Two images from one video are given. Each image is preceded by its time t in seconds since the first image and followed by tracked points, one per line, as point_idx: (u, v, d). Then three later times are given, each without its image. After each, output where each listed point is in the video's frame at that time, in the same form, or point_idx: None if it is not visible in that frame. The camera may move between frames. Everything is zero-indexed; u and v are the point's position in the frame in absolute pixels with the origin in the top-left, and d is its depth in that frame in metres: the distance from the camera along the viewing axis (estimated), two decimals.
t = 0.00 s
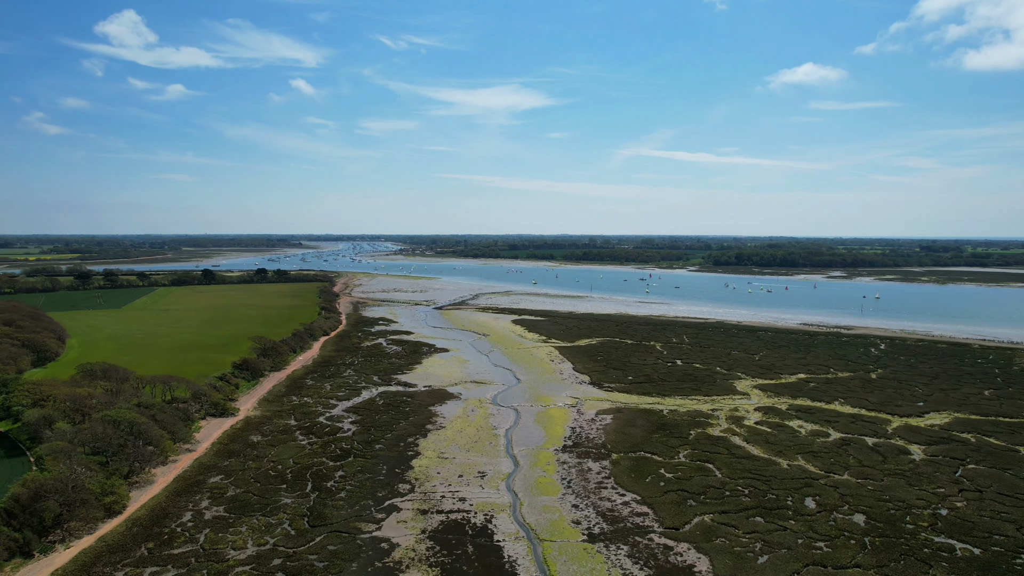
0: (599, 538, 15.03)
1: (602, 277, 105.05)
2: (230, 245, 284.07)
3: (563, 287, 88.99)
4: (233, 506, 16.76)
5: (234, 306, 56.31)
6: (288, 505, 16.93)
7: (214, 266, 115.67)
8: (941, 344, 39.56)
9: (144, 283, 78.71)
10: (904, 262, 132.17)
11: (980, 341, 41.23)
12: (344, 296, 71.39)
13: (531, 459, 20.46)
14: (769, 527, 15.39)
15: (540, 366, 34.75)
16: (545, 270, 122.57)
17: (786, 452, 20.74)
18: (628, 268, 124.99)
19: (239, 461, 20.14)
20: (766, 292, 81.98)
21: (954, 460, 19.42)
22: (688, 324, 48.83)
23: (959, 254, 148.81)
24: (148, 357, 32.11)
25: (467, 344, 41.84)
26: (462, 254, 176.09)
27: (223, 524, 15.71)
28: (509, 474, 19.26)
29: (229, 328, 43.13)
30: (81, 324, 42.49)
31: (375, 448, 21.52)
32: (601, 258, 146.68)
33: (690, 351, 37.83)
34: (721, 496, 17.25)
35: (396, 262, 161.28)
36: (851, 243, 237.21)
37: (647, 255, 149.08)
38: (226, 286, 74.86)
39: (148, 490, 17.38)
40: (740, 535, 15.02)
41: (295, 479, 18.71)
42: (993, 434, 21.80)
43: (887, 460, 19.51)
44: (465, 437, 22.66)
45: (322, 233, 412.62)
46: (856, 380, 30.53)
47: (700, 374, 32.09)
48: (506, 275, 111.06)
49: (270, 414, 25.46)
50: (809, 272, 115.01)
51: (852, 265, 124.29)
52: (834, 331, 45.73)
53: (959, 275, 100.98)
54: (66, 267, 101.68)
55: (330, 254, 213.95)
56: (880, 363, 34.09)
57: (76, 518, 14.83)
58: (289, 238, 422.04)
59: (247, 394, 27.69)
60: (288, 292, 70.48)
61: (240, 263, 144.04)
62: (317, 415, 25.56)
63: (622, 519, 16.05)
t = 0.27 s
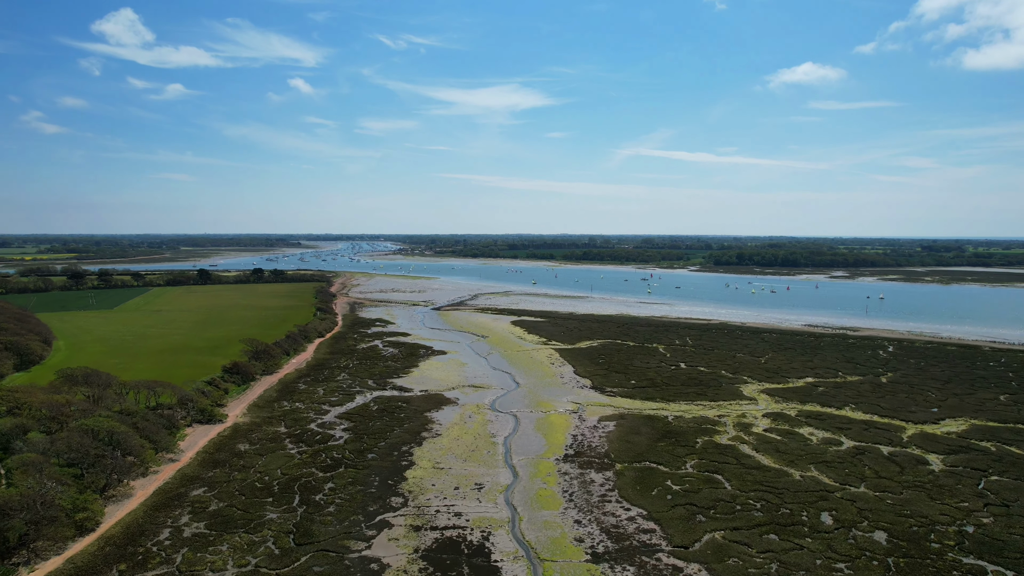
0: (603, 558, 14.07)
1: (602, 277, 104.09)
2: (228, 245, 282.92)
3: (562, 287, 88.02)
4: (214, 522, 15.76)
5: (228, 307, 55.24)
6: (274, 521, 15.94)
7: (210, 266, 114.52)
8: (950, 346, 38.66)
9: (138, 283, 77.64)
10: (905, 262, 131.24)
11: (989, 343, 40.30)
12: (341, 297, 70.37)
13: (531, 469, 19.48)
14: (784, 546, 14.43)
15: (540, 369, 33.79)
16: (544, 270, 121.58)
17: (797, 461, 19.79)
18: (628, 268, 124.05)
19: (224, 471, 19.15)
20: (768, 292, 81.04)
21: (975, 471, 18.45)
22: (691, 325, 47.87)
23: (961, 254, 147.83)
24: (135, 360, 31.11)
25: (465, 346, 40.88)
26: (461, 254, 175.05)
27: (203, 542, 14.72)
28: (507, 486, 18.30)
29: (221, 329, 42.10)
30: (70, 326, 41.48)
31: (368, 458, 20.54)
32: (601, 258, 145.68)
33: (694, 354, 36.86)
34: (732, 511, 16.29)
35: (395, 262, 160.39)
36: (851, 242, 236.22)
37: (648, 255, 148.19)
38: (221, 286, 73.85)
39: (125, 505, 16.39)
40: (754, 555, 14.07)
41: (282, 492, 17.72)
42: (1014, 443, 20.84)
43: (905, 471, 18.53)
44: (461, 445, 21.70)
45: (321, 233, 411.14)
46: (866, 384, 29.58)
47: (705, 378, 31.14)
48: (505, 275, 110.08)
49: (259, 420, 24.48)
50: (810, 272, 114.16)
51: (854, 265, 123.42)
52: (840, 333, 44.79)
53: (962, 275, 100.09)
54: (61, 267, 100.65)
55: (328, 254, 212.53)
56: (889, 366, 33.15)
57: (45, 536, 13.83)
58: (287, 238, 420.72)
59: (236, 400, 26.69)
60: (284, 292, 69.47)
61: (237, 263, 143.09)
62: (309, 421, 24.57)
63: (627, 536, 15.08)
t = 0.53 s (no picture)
0: None
1: (602, 277, 103.17)
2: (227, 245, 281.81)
3: (563, 287, 87.11)
4: (194, 540, 14.80)
5: (222, 308, 54.28)
6: (257, 539, 14.98)
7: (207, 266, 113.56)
8: (960, 349, 37.75)
9: (133, 283, 76.66)
10: (908, 262, 130.37)
11: (999, 345, 39.41)
12: (338, 297, 69.44)
13: (531, 481, 18.56)
14: (802, 567, 13.49)
15: (539, 373, 32.89)
16: (544, 270, 120.63)
17: (810, 471, 18.86)
18: (629, 268, 123.19)
19: (207, 483, 18.17)
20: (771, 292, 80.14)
21: (999, 483, 17.49)
22: (694, 327, 46.95)
23: (964, 254, 146.87)
24: (123, 364, 30.16)
25: (463, 349, 39.95)
26: (461, 254, 174.14)
27: (180, 563, 13.75)
28: (506, 498, 17.37)
29: (214, 331, 41.15)
30: (59, 328, 40.52)
31: (359, 469, 19.57)
32: (601, 258, 144.78)
33: (698, 357, 35.91)
34: (744, 527, 15.35)
35: (394, 262, 159.44)
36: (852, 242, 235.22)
37: (648, 255, 147.30)
38: (217, 287, 72.89)
39: (98, 521, 15.42)
40: None
41: (267, 506, 16.74)
42: None
43: (925, 484, 17.56)
44: (458, 455, 20.78)
45: (320, 233, 410.01)
46: (876, 389, 28.66)
47: (710, 382, 30.23)
48: (505, 275, 109.14)
49: (248, 427, 23.54)
50: (812, 273, 113.31)
51: (856, 265, 122.59)
52: (846, 335, 43.84)
53: (966, 276, 99.20)
54: (56, 267, 99.67)
55: (327, 254, 211.55)
56: (899, 370, 32.24)
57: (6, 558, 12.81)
58: (286, 238, 419.65)
59: (224, 405, 25.71)
60: (281, 292, 68.48)
61: (235, 262, 142.15)
62: (300, 428, 23.64)
63: (633, 555, 14.15)
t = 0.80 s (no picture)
0: None
1: (602, 277, 102.21)
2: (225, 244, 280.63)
3: (563, 287, 86.18)
4: (170, 560, 13.80)
5: (216, 308, 53.24)
6: (238, 559, 13.98)
7: (203, 266, 112.45)
8: (971, 351, 36.81)
9: (127, 283, 75.63)
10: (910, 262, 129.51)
11: (1010, 347, 38.49)
12: (335, 298, 68.48)
13: (531, 493, 17.60)
14: None
15: (540, 376, 31.95)
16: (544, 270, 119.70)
17: (826, 482, 17.89)
18: (629, 268, 122.24)
19: (189, 495, 17.13)
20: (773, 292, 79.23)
21: None
22: (697, 328, 45.98)
23: (966, 254, 145.93)
24: (109, 368, 29.17)
25: (462, 351, 38.99)
26: (460, 253, 173.23)
27: None
28: (505, 513, 16.41)
29: (205, 333, 40.11)
30: (46, 329, 39.52)
31: (350, 480, 18.59)
32: (601, 258, 143.86)
33: (702, 360, 34.89)
34: (759, 546, 14.37)
35: (393, 262, 158.52)
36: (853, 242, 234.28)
37: (649, 254, 146.38)
38: (212, 287, 71.88)
39: (69, 539, 14.41)
40: None
41: (251, 522, 15.74)
42: None
43: (947, 497, 16.58)
44: (455, 464, 19.81)
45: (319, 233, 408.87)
46: (888, 393, 27.69)
47: (715, 386, 29.28)
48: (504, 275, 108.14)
49: (236, 434, 22.56)
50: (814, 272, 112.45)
51: (858, 265, 121.63)
52: (853, 336, 42.87)
53: (969, 275, 98.33)
54: (50, 266, 98.62)
55: (325, 254, 209.75)
56: (910, 373, 31.27)
57: None
58: (285, 238, 418.27)
59: (212, 411, 24.67)
60: (276, 293, 67.48)
61: (232, 262, 141.11)
62: (290, 435, 22.65)
63: None
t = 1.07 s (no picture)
0: None
1: (603, 277, 101.24)
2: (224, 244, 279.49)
3: (563, 287, 85.32)
4: None
5: (209, 309, 52.27)
6: None
7: (200, 266, 111.43)
8: (982, 353, 35.91)
9: (121, 283, 74.60)
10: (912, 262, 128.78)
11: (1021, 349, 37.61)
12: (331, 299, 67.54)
13: (531, 507, 16.66)
14: None
15: (540, 380, 31.02)
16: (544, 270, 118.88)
17: (842, 495, 16.94)
18: (630, 268, 121.29)
19: (168, 510, 16.12)
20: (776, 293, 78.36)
21: None
22: (700, 330, 45.07)
23: (968, 253, 145.21)
24: (94, 372, 28.19)
25: (460, 353, 38.06)
26: (459, 253, 172.42)
27: None
28: (503, 529, 15.46)
29: (197, 335, 39.14)
30: (34, 331, 38.53)
31: (340, 492, 17.62)
32: (602, 258, 143.00)
33: (707, 363, 33.95)
34: (775, 566, 13.42)
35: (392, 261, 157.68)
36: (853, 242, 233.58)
37: (649, 254, 145.58)
38: (207, 288, 70.88)
39: (35, 561, 13.40)
40: None
41: (233, 540, 14.77)
42: None
43: (973, 512, 15.62)
44: (451, 476, 18.88)
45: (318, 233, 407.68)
46: (900, 397, 26.75)
47: (721, 390, 28.35)
48: (503, 275, 107.17)
49: (223, 442, 21.59)
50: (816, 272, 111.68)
51: (860, 265, 120.72)
52: (859, 338, 41.92)
53: (973, 275, 97.54)
54: (45, 266, 97.59)
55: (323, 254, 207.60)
56: (921, 376, 30.33)
57: None
58: (284, 238, 417.04)
59: (198, 418, 23.68)
60: (272, 293, 66.50)
61: (230, 262, 140.09)
62: (279, 444, 21.70)
63: None
